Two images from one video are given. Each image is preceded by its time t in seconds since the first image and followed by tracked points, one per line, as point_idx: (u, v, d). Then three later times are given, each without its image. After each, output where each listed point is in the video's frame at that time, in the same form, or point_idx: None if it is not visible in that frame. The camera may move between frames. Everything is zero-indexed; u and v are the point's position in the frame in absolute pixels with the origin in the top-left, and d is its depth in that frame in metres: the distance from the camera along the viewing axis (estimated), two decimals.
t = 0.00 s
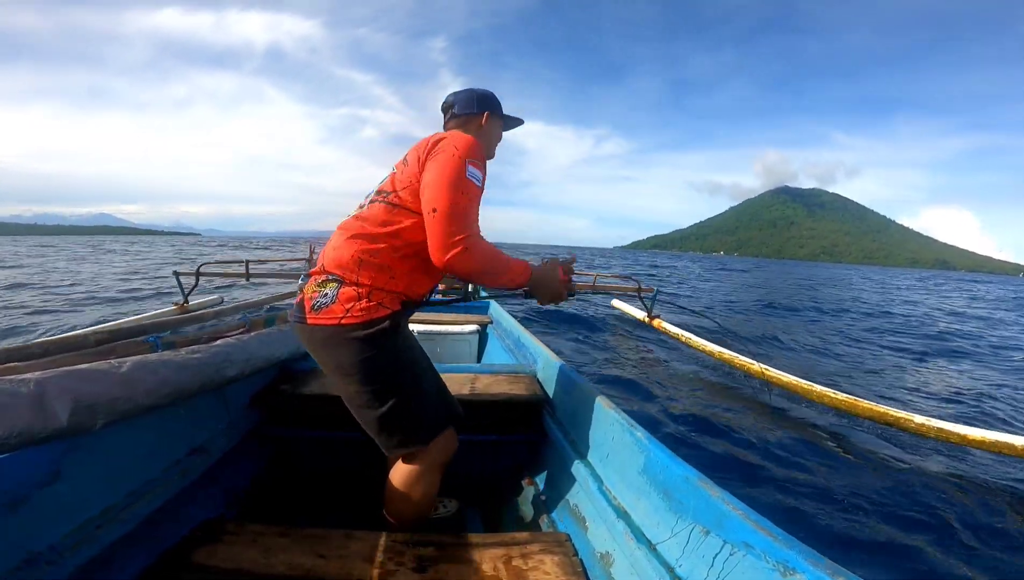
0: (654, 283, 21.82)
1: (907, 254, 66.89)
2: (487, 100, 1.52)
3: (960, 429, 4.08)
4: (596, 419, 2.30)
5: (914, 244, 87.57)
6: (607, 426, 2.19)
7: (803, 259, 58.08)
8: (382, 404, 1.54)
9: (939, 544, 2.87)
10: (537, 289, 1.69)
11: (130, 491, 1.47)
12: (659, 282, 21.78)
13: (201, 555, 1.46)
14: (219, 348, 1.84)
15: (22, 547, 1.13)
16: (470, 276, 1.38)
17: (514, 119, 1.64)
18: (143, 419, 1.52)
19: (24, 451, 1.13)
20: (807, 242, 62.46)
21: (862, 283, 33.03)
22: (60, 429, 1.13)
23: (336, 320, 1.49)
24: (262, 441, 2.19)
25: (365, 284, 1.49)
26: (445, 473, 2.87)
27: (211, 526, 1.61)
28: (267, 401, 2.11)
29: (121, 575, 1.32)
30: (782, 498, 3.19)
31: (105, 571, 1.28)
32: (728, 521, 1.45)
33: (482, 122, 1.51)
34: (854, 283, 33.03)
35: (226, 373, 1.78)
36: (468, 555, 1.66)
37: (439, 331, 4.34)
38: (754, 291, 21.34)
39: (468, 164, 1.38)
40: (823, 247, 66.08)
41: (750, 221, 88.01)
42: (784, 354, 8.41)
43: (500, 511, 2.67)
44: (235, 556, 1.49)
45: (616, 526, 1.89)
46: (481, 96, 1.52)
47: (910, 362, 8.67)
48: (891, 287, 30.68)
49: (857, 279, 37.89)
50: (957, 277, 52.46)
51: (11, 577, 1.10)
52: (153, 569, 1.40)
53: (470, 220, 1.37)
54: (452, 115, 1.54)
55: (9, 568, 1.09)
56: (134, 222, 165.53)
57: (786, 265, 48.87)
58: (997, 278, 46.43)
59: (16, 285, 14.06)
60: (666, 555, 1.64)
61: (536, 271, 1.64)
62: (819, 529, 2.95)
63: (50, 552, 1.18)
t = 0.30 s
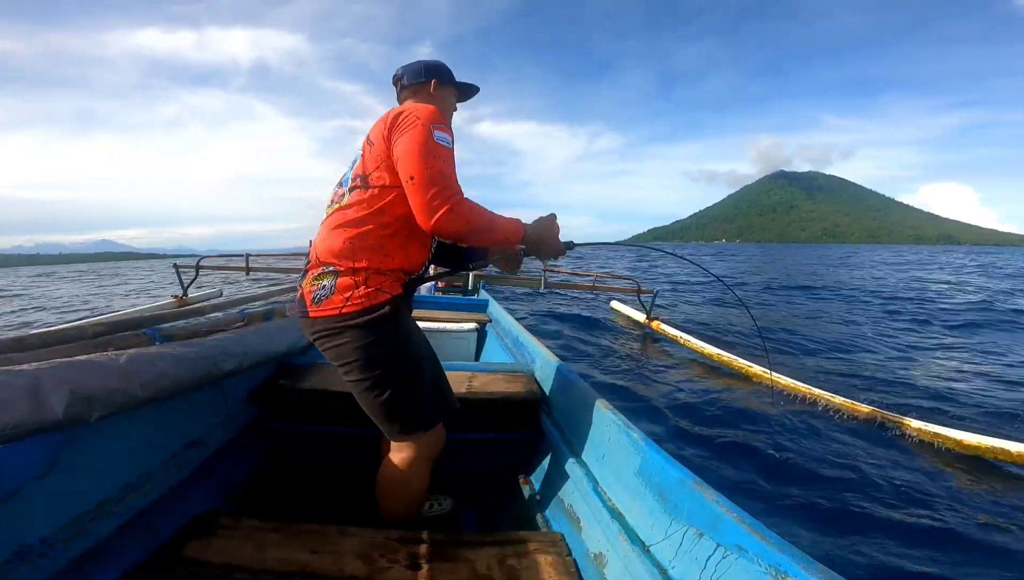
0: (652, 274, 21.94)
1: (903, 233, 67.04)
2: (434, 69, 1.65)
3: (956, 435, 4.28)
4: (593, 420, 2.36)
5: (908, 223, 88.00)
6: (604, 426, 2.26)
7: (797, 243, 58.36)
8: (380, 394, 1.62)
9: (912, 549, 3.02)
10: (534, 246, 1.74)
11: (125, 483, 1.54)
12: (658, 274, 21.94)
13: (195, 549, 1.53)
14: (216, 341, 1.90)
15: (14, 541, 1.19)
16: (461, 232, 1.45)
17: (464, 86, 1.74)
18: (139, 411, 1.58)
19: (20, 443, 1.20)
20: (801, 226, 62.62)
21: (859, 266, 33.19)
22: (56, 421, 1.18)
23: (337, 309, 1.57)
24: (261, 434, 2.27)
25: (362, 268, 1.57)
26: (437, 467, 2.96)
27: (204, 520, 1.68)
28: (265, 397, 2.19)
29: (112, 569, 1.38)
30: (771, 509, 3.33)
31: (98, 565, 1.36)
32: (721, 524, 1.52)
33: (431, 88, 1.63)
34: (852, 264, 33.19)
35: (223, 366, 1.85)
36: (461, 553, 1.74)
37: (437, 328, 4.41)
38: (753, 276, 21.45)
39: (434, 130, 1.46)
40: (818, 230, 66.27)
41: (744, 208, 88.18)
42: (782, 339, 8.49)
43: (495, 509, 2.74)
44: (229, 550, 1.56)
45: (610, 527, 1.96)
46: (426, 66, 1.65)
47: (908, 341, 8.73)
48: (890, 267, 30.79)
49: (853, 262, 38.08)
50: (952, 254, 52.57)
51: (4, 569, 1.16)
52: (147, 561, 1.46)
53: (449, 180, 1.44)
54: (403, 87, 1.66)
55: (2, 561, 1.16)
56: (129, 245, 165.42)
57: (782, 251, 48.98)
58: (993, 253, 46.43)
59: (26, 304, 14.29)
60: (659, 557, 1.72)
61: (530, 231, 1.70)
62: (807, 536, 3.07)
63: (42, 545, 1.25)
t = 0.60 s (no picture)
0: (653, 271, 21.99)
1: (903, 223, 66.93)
2: (405, 67, 1.72)
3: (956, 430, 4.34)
4: (591, 421, 2.40)
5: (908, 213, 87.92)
6: (603, 426, 2.29)
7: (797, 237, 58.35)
8: (362, 390, 1.66)
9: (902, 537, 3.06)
10: (512, 222, 1.76)
11: (121, 479, 1.58)
12: (659, 271, 21.99)
13: (191, 547, 1.57)
14: (214, 339, 1.95)
15: (9, 537, 1.23)
16: (424, 215, 1.49)
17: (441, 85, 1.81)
18: (136, 409, 1.62)
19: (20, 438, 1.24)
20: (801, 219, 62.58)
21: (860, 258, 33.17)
22: (52, 417, 1.23)
23: (315, 309, 1.65)
24: (260, 431, 2.32)
25: (336, 266, 1.63)
26: (428, 463, 3.00)
27: (199, 518, 1.72)
28: (264, 392, 2.22)
29: (106, 566, 1.42)
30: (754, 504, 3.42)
31: (93, 559, 1.40)
32: (718, 526, 1.55)
33: (404, 87, 1.70)
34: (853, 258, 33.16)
35: (221, 363, 1.89)
36: (459, 553, 1.77)
37: (437, 328, 4.46)
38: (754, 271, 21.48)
39: (391, 122, 1.54)
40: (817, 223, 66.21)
41: (744, 203, 88.18)
42: (781, 333, 8.52)
43: (491, 508, 2.79)
44: (224, 548, 1.60)
45: (608, 528, 1.98)
46: (401, 65, 1.72)
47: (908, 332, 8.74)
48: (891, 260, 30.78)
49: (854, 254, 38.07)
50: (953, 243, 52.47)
51: None
52: (141, 559, 1.50)
53: (408, 166, 1.49)
54: (380, 87, 1.75)
55: None
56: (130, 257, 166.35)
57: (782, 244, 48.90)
58: (994, 242, 46.31)
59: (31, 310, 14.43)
60: (655, 557, 1.74)
61: (505, 208, 1.72)
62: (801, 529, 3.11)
63: (37, 542, 1.29)
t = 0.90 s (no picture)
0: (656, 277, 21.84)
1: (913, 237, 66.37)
2: (428, 78, 1.67)
3: (957, 428, 4.32)
4: (595, 417, 2.36)
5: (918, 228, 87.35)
6: (607, 423, 2.25)
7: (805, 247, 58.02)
8: (363, 390, 1.62)
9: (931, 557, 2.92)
10: (520, 244, 1.71)
11: (129, 487, 1.53)
12: (661, 277, 21.91)
13: (200, 552, 1.55)
14: (218, 345, 1.93)
15: (20, 545, 1.17)
16: (436, 229, 1.45)
17: (463, 97, 1.77)
18: (141, 416, 1.59)
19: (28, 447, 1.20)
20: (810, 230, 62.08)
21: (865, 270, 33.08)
22: (61, 427, 1.24)
23: (317, 309, 1.61)
24: (264, 437, 2.26)
25: (340, 268, 1.60)
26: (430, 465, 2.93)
27: (208, 524, 1.69)
28: (267, 398, 2.20)
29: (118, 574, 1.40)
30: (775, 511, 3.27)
31: (103, 568, 1.36)
32: (726, 520, 1.52)
33: (425, 98, 1.66)
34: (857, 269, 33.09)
35: (225, 370, 1.87)
36: (466, 553, 1.74)
37: (438, 328, 4.42)
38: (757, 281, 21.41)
39: (412, 132, 1.49)
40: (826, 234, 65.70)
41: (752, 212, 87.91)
42: (786, 344, 8.44)
43: (497, 508, 2.74)
44: (234, 553, 1.57)
45: (616, 525, 1.95)
46: (422, 75, 1.68)
47: (912, 345, 8.68)
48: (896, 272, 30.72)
49: (860, 266, 37.92)
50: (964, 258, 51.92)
51: (9, 575, 1.14)
52: (152, 568, 1.47)
53: (425, 178, 1.46)
54: (400, 96, 1.71)
55: (8, 567, 1.14)
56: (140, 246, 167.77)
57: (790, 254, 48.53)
58: (1004, 259, 45.95)
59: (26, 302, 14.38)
60: (664, 553, 1.72)
61: (515, 228, 1.67)
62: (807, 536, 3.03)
63: (49, 550, 1.24)
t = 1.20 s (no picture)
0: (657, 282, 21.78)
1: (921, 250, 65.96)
2: (443, 86, 1.62)
3: (961, 425, 4.72)
4: (595, 417, 2.32)
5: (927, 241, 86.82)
6: (608, 422, 2.21)
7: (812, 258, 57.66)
8: (368, 391, 1.58)
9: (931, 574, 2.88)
10: (525, 261, 1.66)
11: (130, 488, 1.51)
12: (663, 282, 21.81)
13: (202, 553, 1.52)
14: (219, 345, 1.89)
15: (20, 546, 1.17)
16: (443, 241, 1.41)
17: (478, 110, 1.73)
18: (142, 416, 1.56)
19: (27, 450, 1.18)
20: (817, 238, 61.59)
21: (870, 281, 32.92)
22: (61, 428, 1.17)
23: (320, 310, 1.56)
24: (263, 438, 2.23)
25: (344, 271, 1.54)
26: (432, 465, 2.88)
27: (210, 524, 1.65)
28: (267, 399, 2.17)
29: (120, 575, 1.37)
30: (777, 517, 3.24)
31: (103, 570, 1.34)
32: (728, 519, 1.49)
33: (439, 108, 1.61)
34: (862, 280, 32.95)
35: (226, 371, 1.83)
36: (467, 552, 1.70)
37: (438, 328, 4.38)
38: (759, 290, 21.31)
39: (427, 142, 1.45)
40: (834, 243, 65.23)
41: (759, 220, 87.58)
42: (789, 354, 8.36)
43: (502, 509, 2.69)
44: (235, 554, 1.54)
45: (616, 525, 1.92)
46: (436, 83, 1.63)
47: (912, 358, 8.67)
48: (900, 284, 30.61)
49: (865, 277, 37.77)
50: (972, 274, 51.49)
51: (10, 576, 1.13)
52: (153, 568, 1.45)
53: (436, 189, 1.41)
54: (414, 103, 1.66)
55: (8, 567, 1.14)
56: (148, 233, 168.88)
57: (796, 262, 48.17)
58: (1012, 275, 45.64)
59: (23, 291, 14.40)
60: (666, 553, 1.69)
61: (520, 245, 1.62)
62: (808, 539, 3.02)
63: (50, 551, 1.23)
